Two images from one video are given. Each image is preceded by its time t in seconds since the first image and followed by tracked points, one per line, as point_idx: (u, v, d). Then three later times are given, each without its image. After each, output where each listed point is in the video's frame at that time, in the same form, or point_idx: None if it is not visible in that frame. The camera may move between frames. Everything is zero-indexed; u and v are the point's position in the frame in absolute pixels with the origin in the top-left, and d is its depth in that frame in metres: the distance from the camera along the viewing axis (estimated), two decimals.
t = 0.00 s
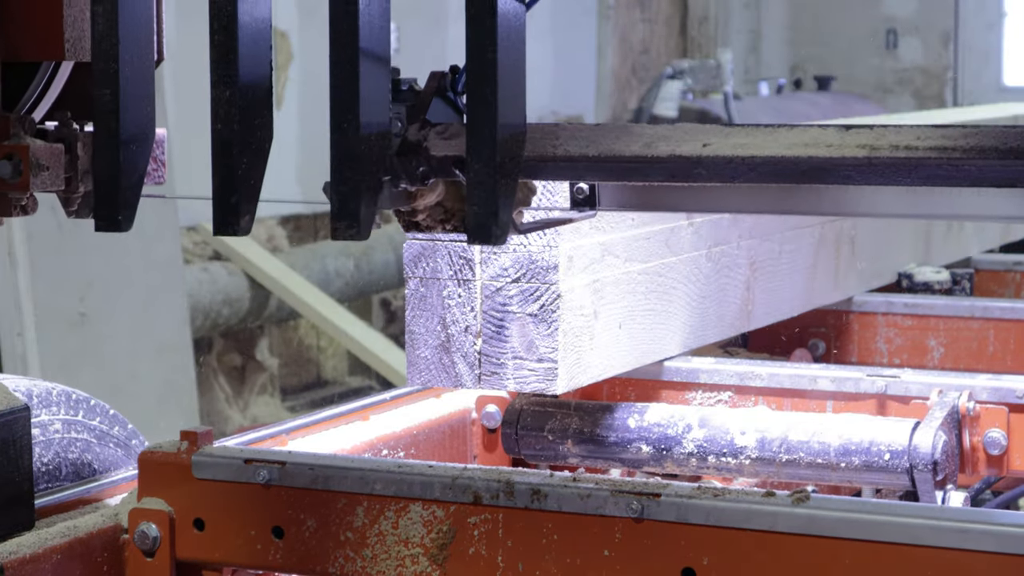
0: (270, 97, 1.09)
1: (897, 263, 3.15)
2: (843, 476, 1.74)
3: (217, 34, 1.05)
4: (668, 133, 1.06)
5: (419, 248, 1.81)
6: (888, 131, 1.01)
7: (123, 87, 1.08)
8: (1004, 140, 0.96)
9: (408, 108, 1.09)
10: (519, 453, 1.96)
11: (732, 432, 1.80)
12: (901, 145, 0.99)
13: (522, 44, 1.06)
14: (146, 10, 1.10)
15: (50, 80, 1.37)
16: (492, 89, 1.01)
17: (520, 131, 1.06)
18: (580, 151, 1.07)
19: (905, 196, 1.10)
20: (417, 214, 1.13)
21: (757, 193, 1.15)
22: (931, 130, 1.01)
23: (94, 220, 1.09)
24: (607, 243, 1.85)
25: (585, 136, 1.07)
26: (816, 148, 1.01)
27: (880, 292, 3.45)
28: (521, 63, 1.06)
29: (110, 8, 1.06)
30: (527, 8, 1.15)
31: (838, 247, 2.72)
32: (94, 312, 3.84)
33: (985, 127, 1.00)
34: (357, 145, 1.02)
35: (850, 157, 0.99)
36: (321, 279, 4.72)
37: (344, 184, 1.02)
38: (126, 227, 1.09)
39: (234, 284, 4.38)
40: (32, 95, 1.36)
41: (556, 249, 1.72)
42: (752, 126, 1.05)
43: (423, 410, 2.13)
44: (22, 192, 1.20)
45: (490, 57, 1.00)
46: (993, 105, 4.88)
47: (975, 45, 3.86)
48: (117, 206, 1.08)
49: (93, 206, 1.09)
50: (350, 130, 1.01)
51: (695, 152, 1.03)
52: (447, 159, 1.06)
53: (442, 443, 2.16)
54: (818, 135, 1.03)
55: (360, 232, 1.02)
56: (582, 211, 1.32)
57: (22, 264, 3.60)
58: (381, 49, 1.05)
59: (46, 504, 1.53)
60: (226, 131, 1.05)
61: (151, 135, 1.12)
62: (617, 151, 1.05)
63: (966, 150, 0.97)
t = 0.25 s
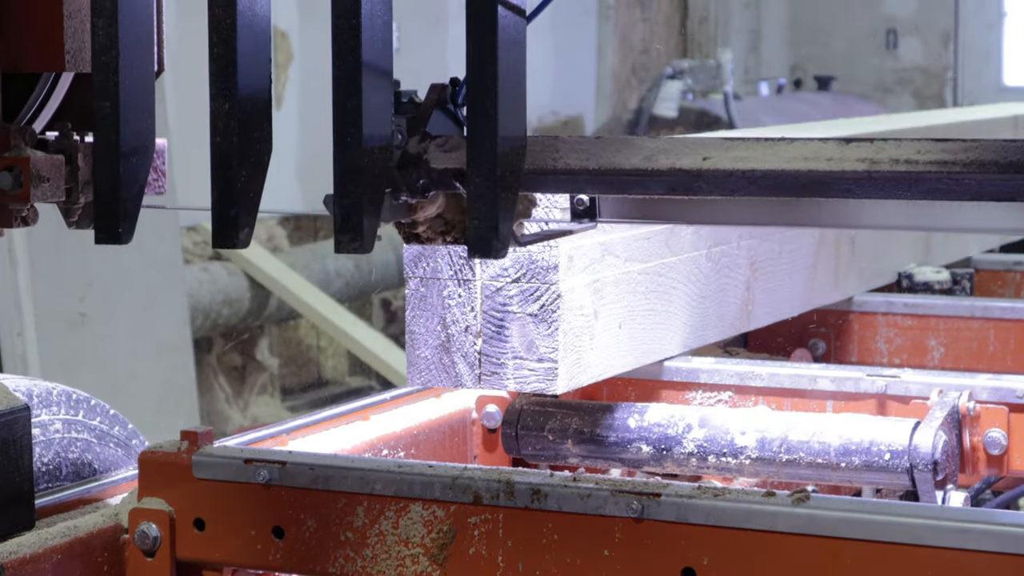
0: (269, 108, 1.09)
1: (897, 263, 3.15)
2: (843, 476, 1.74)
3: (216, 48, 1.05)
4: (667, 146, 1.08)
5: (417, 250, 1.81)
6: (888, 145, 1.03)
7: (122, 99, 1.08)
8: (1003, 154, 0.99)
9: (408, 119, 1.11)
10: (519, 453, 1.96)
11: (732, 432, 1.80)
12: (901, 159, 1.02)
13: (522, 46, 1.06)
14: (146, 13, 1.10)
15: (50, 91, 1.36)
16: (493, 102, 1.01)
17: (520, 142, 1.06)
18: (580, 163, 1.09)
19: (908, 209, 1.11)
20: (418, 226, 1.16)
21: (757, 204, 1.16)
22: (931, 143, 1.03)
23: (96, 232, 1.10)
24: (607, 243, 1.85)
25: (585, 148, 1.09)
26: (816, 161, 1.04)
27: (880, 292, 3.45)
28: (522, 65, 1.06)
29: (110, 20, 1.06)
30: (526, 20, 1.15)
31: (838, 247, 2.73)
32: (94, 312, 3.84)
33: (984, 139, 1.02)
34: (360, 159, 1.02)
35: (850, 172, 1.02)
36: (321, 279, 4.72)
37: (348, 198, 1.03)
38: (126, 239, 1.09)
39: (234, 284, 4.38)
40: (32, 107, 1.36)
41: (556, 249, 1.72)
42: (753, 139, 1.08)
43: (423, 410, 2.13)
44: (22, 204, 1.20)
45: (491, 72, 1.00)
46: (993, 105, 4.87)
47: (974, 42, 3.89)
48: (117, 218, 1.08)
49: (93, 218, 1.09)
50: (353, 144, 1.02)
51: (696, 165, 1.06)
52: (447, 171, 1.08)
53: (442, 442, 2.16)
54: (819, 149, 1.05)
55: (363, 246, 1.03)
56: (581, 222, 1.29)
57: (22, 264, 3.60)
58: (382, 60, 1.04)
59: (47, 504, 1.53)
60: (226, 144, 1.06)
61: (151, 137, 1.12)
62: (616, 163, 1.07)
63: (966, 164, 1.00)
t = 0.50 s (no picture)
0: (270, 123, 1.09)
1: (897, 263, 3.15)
2: (843, 476, 1.73)
3: (217, 63, 1.04)
4: (668, 161, 1.07)
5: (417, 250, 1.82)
6: (888, 160, 1.01)
7: (123, 113, 1.08)
8: (1005, 171, 0.96)
9: (409, 134, 1.11)
10: (519, 453, 1.96)
11: (732, 432, 1.80)
12: (901, 175, 0.99)
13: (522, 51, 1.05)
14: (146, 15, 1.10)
15: (50, 104, 1.38)
16: (493, 118, 1.00)
17: (519, 157, 1.06)
18: (580, 179, 1.08)
19: (910, 224, 1.10)
20: (418, 239, 1.17)
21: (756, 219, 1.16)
22: (931, 159, 1.00)
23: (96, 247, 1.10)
24: (607, 243, 1.85)
25: (585, 163, 1.09)
26: (816, 177, 1.02)
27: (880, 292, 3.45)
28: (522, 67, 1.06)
29: (111, 34, 1.05)
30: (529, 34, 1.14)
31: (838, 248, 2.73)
32: (93, 313, 3.85)
33: (985, 155, 0.99)
34: (361, 174, 1.01)
35: (850, 189, 1.00)
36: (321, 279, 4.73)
37: (348, 213, 1.03)
38: (126, 253, 1.09)
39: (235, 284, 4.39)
40: (31, 120, 1.37)
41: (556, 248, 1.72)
42: (751, 154, 1.07)
43: (423, 410, 2.13)
44: (23, 217, 1.21)
45: (491, 86, 1.00)
46: (993, 106, 4.87)
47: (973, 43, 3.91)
48: (118, 232, 1.09)
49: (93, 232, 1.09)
50: (355, 158, 1.01)
51: (696, 180, 1.05)
52: (447, 185, 1.07)
53: (442, 442, 2.15)
54: (819, 165, 1.03)
55: (363, 260, 1.03)
56: (582, 236, 1.32)
57: (22, 264, 3.61)
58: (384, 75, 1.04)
59: (46, 504, 1.53)
60: (226, 158, 1.05)
61: (150, 141, 1.13)
62: (615, 179, 1.07)
63: (966, 181, 0.97)
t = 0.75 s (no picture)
0: (269, 137, 1.08)
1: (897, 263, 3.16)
2: (843, 476, 1.73)
3: (217, 77, 1.04)
4: (668, 174, 1.08)
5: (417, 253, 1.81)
6: (888, 174, 1.02)
7: (124, 125, 1.07)
8: (1005, 185, 0.98)
9: (409, 147, 1.11)
10: (519, 454, 1.96)
11: (732, 432, 1.80)
12: (901, 190, 1.01)
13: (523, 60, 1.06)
14: (146, 15, 1.09)
15: (49, 117, 1.41)
16: (493, 132, 1.01)
17: (519, 172, 1.06)
18: (580, 192, 1.08)
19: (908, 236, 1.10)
20: (418, 252, 1.18)
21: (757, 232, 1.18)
22: (931, 173, 1.02)
23: (96, 258, 1.09)
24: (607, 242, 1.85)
25: (585, 176, 1.09)
26: (816, 192, 1.03)
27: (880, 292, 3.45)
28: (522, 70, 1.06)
29: (111, 48, 1.06)
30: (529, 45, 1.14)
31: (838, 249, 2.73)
32: (93, 313, 3.85)
33: (984, 169, 1.01)
34: (362, 189, 1.01)
35: (851, 204, 1.01)
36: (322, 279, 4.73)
37: (348, 226, 1.03)
38: (126, 265, 1.09)
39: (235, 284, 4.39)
40: (30, 132, 1.40)
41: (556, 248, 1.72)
42: (751, 167, 1.07)
43: (423, 410, 2.13)
44: (23, 228, 1.21)
45: (491, 100, 1.00)
46: (993, 105, 4.87)
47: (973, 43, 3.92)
48: (118, 245, 1.08)
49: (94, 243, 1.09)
50: (355, 173, 1.00)
51: (696, 194, 1.05)
52: (446, 199, 1.07)
53: (442, 443, 2.15)
54: (819, 179, 1.04)
55: (364, 274, 1.02)
56: (580, 246, 1.41)
57: (22, 264, 3.61)
58: (384, 88, 1.04)
59: (46, 504, 1.53)
60: (226, 172, 1.05)
61: (150, 147, 1.12)
62: (616, 193, 1.07)
63: (966, 195, 0.98)
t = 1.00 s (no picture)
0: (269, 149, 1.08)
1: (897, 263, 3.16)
2: (843, 476, 1.73)
3: (217, 89, 1.04)
4: (669, 188, 1.08)
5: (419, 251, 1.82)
6: (889, 189, 1.03)
7: (124, 138, 1.08)
8: (1005, 199, 0.99)
9: (409, 159, 1.11)
10: (518, 453, 1.96)
11: (732, 432, 1.80)
12: (901, 204, 1.01)
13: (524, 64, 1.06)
14: (147, 23, 1.09)
15: (51, 126, 1.41)
16: (494, 146, 1.00)
17: (519, 185, 1.06)
18: (580, 206, 1.08)
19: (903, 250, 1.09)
20: (419, 263, 1.18)
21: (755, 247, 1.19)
22: (932, 187, 1.02)
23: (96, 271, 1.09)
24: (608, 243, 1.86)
25: (586, 190, 1.09)
26: (816, 206, 1.03)
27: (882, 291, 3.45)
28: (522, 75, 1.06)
29: (111, 60, 1.05)
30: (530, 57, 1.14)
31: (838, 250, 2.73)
32: (94, 313, 3.85)
33: (984, 184, 1.02)
34: (362, 202, 1.00)
35: (850, 218, 1.02)
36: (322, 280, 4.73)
37: (348, 239, 1.02)
38: (127, 277, 1.09)
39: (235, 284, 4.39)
40: (31, 142, 1.40)
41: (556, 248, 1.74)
42: (751, 181, 1.07)
43: (423, 410, 2.13)
44: (23, 239, 1.22)
45: (492, 113, 1.00)
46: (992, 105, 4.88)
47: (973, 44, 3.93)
48: (119, 257, 1.08)
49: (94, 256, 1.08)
50: (355, 187, 1.00)
51: (696, 208, 1.06)
52: (447, 212, 1.07)
53: (442, 443, 2.15)
54: (819, 193, 1.05)
55: (365, 287, 1.01)
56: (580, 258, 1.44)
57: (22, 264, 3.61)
58: (384, 98, 1.03)
59: (46, 504, 1.53)
60: (226, 184, 1.05)
61: (150, 155, 1.12)
62: (616, 206, 1.07)
63: (966, 210, 0.99)
